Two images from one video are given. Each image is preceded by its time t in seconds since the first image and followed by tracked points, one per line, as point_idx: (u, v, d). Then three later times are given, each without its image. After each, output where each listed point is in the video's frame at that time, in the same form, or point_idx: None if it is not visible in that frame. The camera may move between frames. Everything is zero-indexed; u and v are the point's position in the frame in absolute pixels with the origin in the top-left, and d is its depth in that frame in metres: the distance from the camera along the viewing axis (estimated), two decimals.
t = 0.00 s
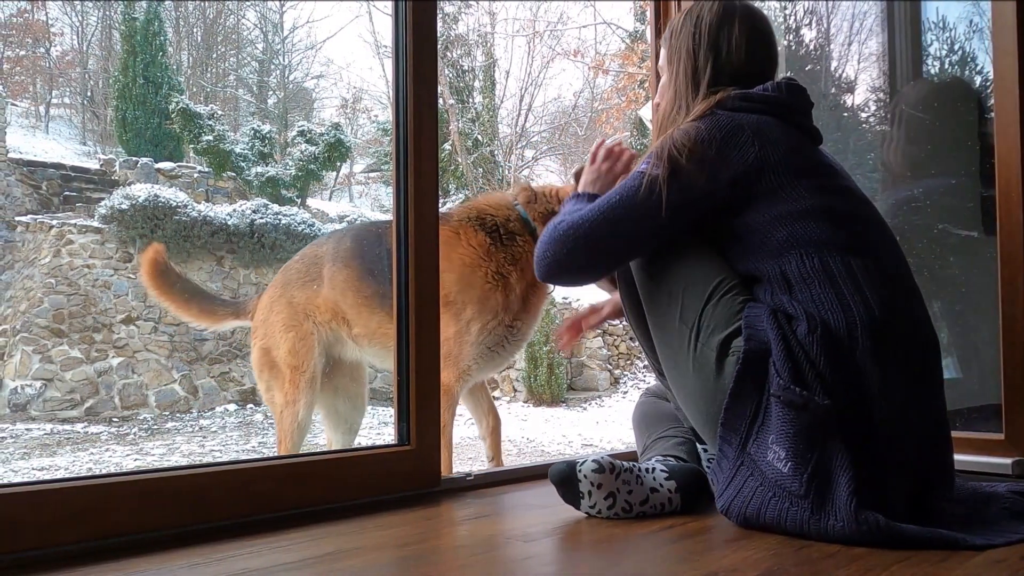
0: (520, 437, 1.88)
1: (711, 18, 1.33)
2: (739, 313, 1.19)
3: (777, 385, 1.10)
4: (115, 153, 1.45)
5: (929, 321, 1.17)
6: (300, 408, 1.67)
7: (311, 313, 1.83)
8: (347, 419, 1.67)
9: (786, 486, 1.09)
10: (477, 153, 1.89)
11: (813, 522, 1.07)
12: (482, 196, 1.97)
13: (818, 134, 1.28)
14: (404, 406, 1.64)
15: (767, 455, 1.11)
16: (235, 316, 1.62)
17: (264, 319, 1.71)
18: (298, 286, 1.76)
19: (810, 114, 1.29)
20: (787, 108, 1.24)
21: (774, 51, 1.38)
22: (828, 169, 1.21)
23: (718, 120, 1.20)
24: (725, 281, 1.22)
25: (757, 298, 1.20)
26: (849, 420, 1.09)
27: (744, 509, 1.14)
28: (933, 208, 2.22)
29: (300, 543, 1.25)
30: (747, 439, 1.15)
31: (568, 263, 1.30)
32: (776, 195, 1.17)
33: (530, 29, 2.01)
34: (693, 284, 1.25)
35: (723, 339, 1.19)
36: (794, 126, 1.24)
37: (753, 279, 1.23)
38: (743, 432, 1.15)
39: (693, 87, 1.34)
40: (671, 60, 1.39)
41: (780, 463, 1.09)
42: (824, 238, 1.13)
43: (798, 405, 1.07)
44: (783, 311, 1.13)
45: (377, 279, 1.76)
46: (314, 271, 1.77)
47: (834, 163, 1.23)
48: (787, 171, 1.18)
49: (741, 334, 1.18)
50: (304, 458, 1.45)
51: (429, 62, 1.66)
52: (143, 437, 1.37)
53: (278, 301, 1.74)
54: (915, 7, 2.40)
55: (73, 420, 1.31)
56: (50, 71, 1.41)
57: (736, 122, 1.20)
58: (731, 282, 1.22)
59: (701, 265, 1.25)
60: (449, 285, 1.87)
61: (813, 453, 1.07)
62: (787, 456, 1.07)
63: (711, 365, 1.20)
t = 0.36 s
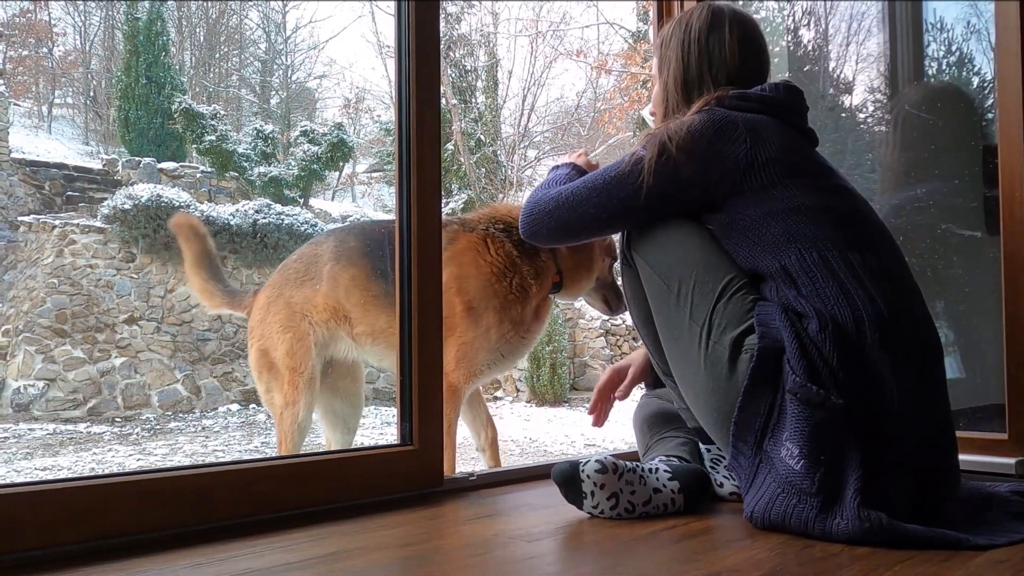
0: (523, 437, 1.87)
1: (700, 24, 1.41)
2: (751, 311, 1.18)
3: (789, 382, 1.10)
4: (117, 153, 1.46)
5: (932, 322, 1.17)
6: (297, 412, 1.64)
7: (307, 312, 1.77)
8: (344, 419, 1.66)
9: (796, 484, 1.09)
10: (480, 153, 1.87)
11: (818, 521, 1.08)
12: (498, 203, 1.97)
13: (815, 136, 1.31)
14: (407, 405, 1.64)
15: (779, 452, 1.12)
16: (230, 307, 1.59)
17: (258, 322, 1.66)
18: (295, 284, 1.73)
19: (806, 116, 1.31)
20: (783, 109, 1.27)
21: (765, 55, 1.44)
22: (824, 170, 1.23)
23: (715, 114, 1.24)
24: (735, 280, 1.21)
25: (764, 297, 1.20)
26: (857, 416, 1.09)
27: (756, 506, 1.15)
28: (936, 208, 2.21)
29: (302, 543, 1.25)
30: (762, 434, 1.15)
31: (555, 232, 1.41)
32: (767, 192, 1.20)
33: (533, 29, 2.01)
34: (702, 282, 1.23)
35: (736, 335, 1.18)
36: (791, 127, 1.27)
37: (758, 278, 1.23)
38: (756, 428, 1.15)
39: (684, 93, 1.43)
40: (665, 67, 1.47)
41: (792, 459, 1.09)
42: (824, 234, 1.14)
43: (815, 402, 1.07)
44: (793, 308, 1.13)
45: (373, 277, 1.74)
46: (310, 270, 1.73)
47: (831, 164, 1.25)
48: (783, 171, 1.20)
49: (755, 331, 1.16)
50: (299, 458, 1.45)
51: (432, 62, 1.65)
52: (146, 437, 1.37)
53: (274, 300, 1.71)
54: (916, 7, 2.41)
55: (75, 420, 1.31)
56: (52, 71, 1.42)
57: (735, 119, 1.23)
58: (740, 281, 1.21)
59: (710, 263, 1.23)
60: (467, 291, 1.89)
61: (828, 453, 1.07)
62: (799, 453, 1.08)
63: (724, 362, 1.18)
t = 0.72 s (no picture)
0: (525, 437, 1.87)
1: (693, 29, 1.42)
2: (742, 311, 1.18)
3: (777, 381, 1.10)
4: (120, 153, 1.46)
5: (930, 320, 1.16)
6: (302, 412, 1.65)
7: (311, 313, 1.78)
8: (345, 418, 1.67)
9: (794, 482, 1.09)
10: (483, 153, 1.86)
11: (820, 518, 1.08)
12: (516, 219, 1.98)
13: (811, 135, 1.31)
14: (411, 406, 1.63)
15: (773, 451, 1.12)
16: (218, 304, 1.58)
17: (255, 323, 1.66)
18: (300, 284, 1.75)
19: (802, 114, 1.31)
20: (777, 109, 1.27)
21: (759, 60, 1.45)
22: (814, 166, 1.22)
23: (701, 116, 1.25)
24: (728, 280, 1.21)
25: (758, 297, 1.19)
26: (844, 413, 1.09)
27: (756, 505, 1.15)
28: (940, 207, 2.20)
29: (304, 543, 1.25)
30: (753, 434, 1.15)
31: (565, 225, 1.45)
32: (756, 191, 1.20)
33: (535, 29, 2.01)
34: (694, 283, 1.24)
35: (726, 336, 1.18)
36: (785, 127, 1.27)
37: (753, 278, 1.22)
38: (746, 427, 1.15)
39: (678, 98, 1.44)
40: (658, 70, 1.48)
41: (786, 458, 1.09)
42: (809, 231, 1.14)
43: (802, 401, 1.06)
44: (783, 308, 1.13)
45: (382, 276, 1.76)
46: (314, 270, 1.76)
47: (828, 163, 1.25)
48: (775, 170, 1.20)
49: (744, 331, 1.16)
50: (299, 458, 1.44)
51: (436, 62, 1.65)
52: (148, 437, 1.37)
53: (279, 300, 1.72)
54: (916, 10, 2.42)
55: (77, 420, 1.31)
56: (55, 71, 1.42)
57: (726, 122, 1.24)
58: (733, 281, 1.21)
59: (705, 263, 1.24)
60: (484, 296, 1.91)
61: (817, 450, 1.06)
62: (793, 452, 1.07)
63: (714, 363, 1.18)
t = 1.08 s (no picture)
0: (528, 437, 1.87)
1: (689, 37, 1.42)
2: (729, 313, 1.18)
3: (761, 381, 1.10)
4: (122, 154, 1.46)
5: (925, 320, 1.15)
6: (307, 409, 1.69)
7: (317, 312, 1.83)
8: (345, 418, 1.67)
9: (784, 481, 1.09)
10: (486, 153, 1.86)
11: (819, 514, 1.07)
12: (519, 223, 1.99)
13: (806, 137, 1.31)
14: (412, 405, 1.63)
15: (761, 451, 1.11)
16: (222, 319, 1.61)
17: (253, 322, 1.69)
18: (310, 284, 1.79)
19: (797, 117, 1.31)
20: (769, 112, 1.27)
21: (755, 65, 1.45)
22: (806, 168, 1.22)
23: (694, 125, 1.26)
24: (718, 282, 1.22)
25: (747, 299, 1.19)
26: (833, 414, 1.08)
27: (747, 506, 1.15)
28: (943, 207, 2.19)
29: (306, 543, 1.25)
30: (736, 435, 1.15)
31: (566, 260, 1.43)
32: (749, 193, 1.20)
33: (538, 29, 2.01)
34: (683, 285, 1.25)
35: (712, 337, 1.19)
36: (778, 129, 1.27)
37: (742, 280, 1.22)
38: (731, 428, 1.15)
39: (675, 105, 1.43)
40: (655, 79, 1.48)
41: (775, 459, 1.09)
42: (797, 233, 1.14)
43: (784, 400, 1.07)
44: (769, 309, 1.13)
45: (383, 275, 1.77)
46: (328, 270, 1.81)
47: (823, 164, 1.25)
48: (767, 172, 1.20)
49: (728, 333, 1.17)
50: (303, 458, 1.45)
51: (438, 62, 1.65)
52: (151, 436, 1.38)
53: (285, 300, 1.77)
54: (918, 11, 2.36)
55: (80, 420, 1.31)
56: (58, 71, 1.42)
57: (718, 129, 1.24)
58: (723, 283, 1.21)
59: (696, 266, 1.25)
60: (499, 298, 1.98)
61: (806, 448, 1.07)
62: (781, 452, 1.08)
63: (700, 364, 1.20)
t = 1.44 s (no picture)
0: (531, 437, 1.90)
1: (675, 54, 1.43)
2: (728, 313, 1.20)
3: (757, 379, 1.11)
4: (125, 153, 1.46)
5: (927, 320, 1.15)
6: (314, 408, 1.70)
7: (329, 311, 1.88)
8: (349, 418, 1.69)
9: (781, 480, 1.10)
10: (489, 153, 1.86)
11: (816, 514, 1.08)
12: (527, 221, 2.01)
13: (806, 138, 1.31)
14: (414, 405, 1.63)
15: (757, 451, 1.12)
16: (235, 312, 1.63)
17: (259, 320, 1.70)
18: (320, 280, 1.82)
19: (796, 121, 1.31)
20: (768, 118, 1.27)
21: (745, 74, 1.45)
22: (810, 167, 1.21)
23: (694, 136, 1.26)
24: (719, 284, 1.23)
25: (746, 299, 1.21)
26: (833, 414, 1.08)
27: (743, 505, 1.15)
28: (945, 207, 2.18)
29: (309, 543, 1.25)
30: (734, 435, 1.15)
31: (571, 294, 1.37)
32: (752, 195, 1.20)
33: (541, 29, 2.00)
34: (682, 287, 1.27)
35: (711, 337, 1.21)
36: (778, 134, 1.27)
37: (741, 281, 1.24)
38: (729, 427, 1.16)
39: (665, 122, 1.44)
40: (645, 96, 1.49)
41: (771, 459, 1.09)
42: (798, 234, 1.14)
43: (780, 401, 1.07)
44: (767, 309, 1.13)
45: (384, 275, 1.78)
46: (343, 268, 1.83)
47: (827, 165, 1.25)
48: (768, 174, 1.19)
49: (726, 333, 1.19)
50: (309, 458, 1.45)
51: (441, 63, 1.65)
52: (153, 437, 1.37)
53: (292, 299, 1.79)
54: (921, 9, 2.40)
55: (83, 420, 1.31)
56: (60, 71, 1.42)
57: (717, 139, 1.24)
58: (723, 284, 1.23)
59: (695, 268, 1.27)
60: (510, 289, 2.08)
61: (801, 447, 1.08)
62: (777, 452, 1.08)
63: (699, 364, 1.22)
